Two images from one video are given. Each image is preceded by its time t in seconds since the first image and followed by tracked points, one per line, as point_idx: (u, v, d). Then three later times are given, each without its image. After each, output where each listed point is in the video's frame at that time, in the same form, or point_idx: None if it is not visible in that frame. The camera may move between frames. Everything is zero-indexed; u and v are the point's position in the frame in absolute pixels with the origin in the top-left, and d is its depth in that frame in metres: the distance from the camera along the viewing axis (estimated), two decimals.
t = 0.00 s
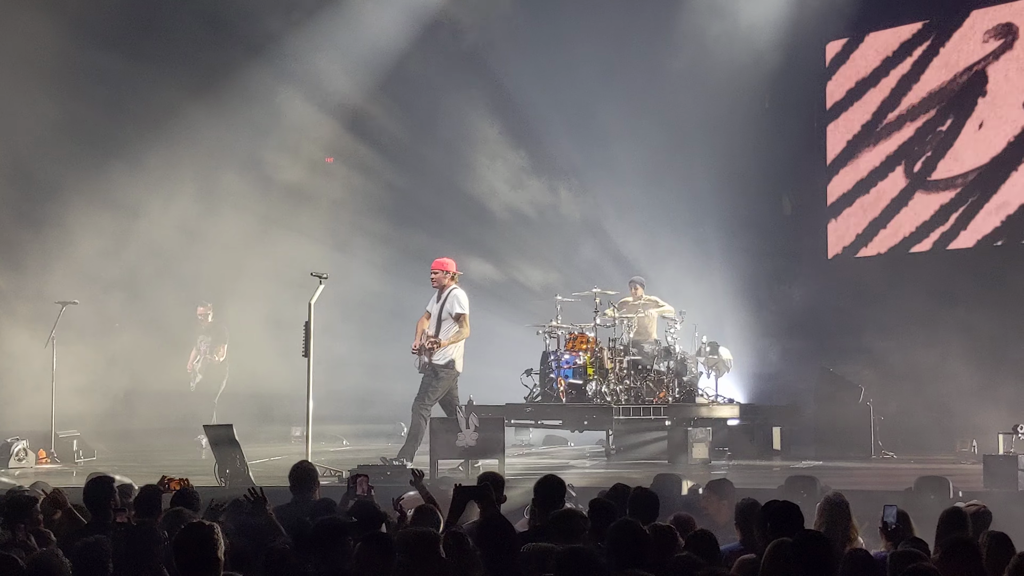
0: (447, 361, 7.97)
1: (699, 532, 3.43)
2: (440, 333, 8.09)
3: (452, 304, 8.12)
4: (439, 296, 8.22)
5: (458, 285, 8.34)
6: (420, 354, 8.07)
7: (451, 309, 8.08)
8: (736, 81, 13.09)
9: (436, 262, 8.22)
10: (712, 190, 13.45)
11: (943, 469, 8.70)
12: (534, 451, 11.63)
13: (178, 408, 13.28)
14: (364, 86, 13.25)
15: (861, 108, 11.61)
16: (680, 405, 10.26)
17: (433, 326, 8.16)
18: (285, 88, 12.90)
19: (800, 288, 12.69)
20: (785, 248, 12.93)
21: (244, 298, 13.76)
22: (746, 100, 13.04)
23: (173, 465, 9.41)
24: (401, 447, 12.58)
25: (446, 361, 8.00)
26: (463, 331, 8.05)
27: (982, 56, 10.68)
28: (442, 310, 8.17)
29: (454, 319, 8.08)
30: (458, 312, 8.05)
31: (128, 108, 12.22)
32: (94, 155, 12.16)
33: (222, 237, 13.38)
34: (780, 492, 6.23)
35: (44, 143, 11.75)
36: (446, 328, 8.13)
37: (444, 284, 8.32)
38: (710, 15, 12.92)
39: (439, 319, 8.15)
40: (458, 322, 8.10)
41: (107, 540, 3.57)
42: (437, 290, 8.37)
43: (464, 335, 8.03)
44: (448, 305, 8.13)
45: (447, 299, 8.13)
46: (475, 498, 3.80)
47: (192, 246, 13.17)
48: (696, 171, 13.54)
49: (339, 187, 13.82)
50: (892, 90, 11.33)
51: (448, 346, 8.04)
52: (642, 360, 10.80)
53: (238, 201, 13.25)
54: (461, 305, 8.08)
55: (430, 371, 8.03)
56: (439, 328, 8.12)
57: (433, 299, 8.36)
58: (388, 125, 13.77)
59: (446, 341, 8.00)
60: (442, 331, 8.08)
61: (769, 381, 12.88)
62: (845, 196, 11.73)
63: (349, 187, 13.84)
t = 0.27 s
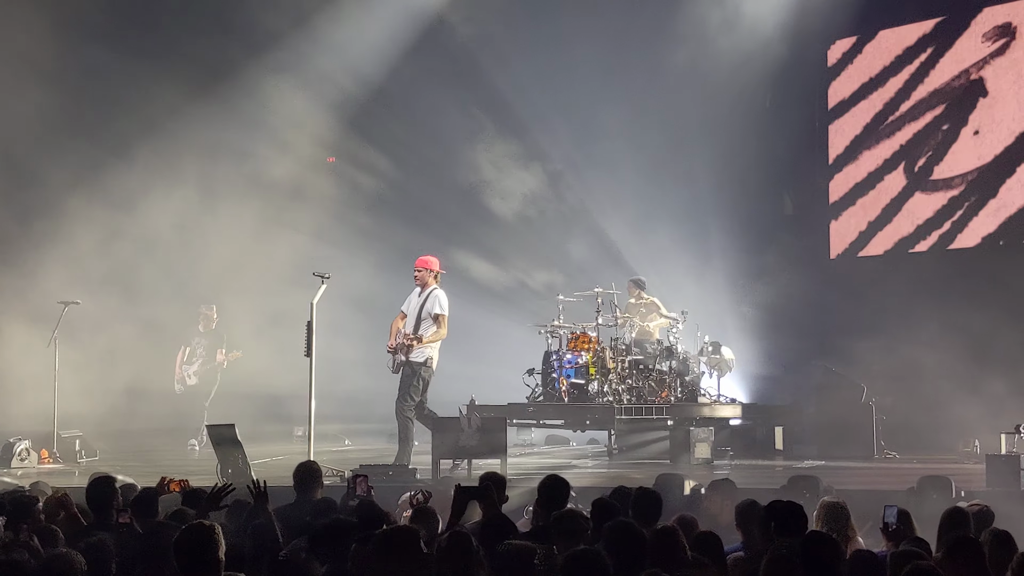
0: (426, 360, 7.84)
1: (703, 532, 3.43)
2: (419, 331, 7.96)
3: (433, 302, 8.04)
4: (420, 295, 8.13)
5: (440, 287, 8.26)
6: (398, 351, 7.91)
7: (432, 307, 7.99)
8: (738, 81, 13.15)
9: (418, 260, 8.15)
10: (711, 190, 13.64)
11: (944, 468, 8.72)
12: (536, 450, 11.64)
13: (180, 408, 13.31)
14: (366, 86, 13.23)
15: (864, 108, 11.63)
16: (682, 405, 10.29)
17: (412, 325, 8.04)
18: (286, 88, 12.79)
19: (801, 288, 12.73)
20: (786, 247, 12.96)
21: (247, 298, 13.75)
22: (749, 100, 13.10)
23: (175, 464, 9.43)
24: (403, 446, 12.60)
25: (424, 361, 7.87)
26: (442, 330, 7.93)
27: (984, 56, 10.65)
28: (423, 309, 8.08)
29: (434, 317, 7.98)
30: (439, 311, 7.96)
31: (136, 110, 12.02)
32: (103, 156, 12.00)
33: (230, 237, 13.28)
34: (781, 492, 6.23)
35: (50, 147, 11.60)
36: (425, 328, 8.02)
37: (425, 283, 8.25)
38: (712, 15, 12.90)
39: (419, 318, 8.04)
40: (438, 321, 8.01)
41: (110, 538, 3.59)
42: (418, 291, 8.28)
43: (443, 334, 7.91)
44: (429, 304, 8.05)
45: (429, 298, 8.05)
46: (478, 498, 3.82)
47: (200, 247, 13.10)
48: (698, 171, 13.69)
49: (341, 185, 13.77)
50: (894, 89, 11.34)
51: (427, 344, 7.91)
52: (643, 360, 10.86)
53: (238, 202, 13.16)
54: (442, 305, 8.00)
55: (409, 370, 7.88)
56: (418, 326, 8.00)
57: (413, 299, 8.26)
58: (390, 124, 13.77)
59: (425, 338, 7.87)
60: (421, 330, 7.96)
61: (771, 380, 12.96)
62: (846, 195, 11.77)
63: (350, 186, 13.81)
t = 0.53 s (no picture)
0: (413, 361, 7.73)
1: (708, 531, 3.45)
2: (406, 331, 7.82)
3: (419, 301, 7.90)
4: (405, 296, 7.99)
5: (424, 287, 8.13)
6: (384, 351, 7.78)
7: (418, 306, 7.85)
8: (742, 82, 13.18)
9: (401, 261, 8.00)
10: (715, 190, 13.73)
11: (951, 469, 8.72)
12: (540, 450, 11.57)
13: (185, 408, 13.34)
14: (371, 86, 13.22)
15: (868, 107, 11.63)
16: (687, 404, 10.32)
17: (397, 327, 7.91)
18: (291, 88, 12.86)
19: (806, 287, 12.74)
20: (791, 247, 12.98)
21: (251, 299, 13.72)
22: (752, 101, 13.18)
23: (181, 464, 9.46)
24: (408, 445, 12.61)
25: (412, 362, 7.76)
26: (429, 329, 7.79)
27: (988, 55, 10.64)
28: (409, 308, 7.93)
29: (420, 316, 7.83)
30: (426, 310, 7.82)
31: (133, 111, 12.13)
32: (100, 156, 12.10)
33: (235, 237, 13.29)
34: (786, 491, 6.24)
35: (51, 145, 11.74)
36: (411, 327, 7.88)
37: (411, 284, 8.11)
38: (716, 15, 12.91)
39: (405, 317, 7.90)
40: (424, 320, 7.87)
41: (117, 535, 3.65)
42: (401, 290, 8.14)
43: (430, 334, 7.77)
44: (415, 303, 7.91)
45: (414, 298, 7.91)
46: (482, 498, 3.84)
47: (206, 246, 13.14)
48: (703, 173, 13.78)
49: (347, 185, 13.70)
50: (898, 89, 11.33)
51: (414, 344, 7.78)
52: (648, 359, 10.88)
53: (244, 202, 13.19)
54: (428, 304, 7.86)
55: (398, 370, 7.76)
56: (404, 325, 7.86)
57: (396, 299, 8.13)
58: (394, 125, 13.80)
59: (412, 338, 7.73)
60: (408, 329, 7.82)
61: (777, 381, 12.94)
62: (852, 196, 11.81)
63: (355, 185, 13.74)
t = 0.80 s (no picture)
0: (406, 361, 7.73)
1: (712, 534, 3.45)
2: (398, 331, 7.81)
3: (410, 301, 7.89)
4: (395, 296, 7.99)
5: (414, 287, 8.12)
6: (378, 352, 7.77)
7: (409, 306, 7.84)
8: (751, 81, 13.11)
9: (390, 263, 8.01)
10: (727, 190, 13.55)
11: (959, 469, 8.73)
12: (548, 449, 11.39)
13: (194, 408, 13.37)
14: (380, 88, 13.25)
15: (878, 108, 11.65)
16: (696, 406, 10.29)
17: (388, 328, 7.91)
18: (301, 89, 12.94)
19: (815, 288, 12.70)
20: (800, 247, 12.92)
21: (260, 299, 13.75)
22: (762, 100, 13.05)
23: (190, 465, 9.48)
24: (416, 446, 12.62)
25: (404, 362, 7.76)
26: (421, 329, 7.78)
27: (997, 55, 10.59)
28: (400, 308, 7.92)
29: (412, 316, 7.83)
30: (417, 309, 7.81)
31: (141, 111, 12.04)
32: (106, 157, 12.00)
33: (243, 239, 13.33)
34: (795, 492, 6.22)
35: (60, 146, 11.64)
36: (403, 327, 7.88)
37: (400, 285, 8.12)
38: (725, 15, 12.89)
39: (397, 317, 7.89)
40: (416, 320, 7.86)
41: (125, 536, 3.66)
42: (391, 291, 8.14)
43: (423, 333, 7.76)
44: (407, 303, 7.90)
45: (404, 299, 7.91)
46: (491, 500, 3.84)
47: (214, 247, 13.16)
48: (713, 173, 13.65)
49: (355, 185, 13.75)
50: (908, 90, 11.33)
51: (407, 344, 7.79)
52: (657, 360, 10.81)
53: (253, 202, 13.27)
54: (420, 303, 7.85)
55: (391, 370, 7.75)
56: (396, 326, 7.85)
57: (386, 299, 8.11)
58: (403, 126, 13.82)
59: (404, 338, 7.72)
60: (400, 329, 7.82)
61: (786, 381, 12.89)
62: (861, 196, 11.81)
63: (363, 185, 13.83)
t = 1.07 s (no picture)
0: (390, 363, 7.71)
1: (714, 533, 3.43)
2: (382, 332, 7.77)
3: (395, 302, 7.86)
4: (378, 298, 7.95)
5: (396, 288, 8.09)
6: (362, 353, 7.71)
7: (395, 307, 7.81)
8: (753, 83, 13.12)
9: (372, 264, 7.95)
10: (727, 191, 13.61)
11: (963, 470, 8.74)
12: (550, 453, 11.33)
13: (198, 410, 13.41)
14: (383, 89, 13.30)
15: (880, 109, 11.62)
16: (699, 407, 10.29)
17: (371, 330, 7.86)
18: (305, 91, 13.03)
19: (818, 289, 12.69)
20: (804, 249, 12.90)
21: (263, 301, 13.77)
22: (764, 102, 13.10)
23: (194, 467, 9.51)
24: (419, 448, 12.62)
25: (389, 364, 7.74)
26: (406, 330, 7.76)
27: (1000, 56, 10.56)
28: (383, 309, 7.88)
29: (397, 317, 7.80)
30: (403, 311, 7.78)
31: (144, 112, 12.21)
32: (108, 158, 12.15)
33: (246, 240, 13.37)
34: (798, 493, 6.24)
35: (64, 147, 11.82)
36: (387, 328, 7.83)
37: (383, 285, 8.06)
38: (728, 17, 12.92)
39: (380, 318, 7.85)
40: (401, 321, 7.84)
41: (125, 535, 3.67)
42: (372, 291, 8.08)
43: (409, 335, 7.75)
44: (391, 305, 7.86)
45: (387, 300, 7.87)
46: (494, 502, 3.84)
47: (217, 248, 13.20)
48: (717, 172, 13.64)
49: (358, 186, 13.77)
50: (911, 91, 11.32)
51: (392, 346, 7.76)
52: (659, 362, 10.86)
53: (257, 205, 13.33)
54: (404, 305, 7.83)
55: (376, 372, 7.71)
56: (380, 327, 7.81)
57: (367, 299, 8.06)
58: (406, 128, 13.84)
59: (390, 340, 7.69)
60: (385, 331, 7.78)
61: (788, 383, 12.87)
62: (864, 197, 11.81)
63: (365, 186, 13.88)
